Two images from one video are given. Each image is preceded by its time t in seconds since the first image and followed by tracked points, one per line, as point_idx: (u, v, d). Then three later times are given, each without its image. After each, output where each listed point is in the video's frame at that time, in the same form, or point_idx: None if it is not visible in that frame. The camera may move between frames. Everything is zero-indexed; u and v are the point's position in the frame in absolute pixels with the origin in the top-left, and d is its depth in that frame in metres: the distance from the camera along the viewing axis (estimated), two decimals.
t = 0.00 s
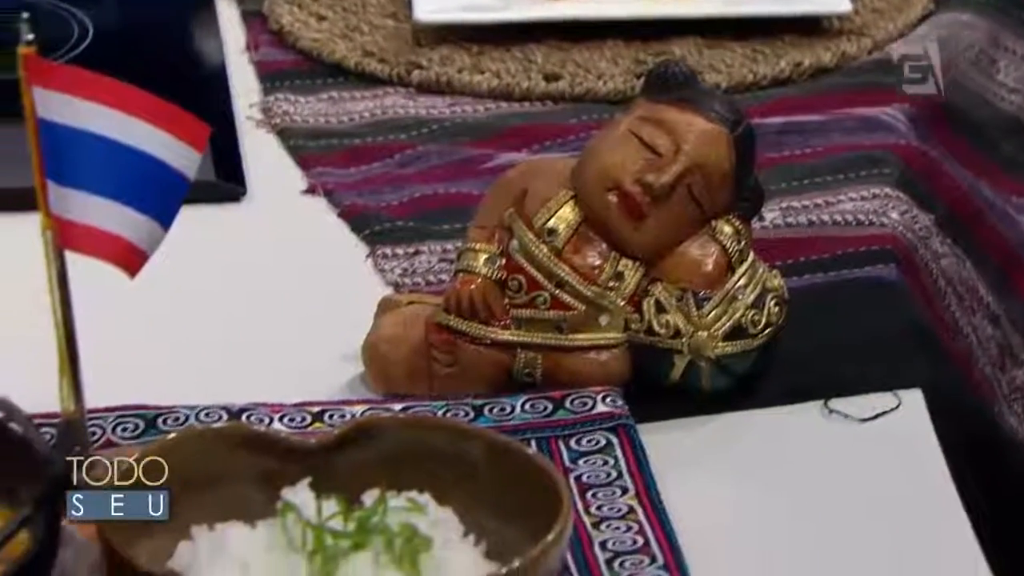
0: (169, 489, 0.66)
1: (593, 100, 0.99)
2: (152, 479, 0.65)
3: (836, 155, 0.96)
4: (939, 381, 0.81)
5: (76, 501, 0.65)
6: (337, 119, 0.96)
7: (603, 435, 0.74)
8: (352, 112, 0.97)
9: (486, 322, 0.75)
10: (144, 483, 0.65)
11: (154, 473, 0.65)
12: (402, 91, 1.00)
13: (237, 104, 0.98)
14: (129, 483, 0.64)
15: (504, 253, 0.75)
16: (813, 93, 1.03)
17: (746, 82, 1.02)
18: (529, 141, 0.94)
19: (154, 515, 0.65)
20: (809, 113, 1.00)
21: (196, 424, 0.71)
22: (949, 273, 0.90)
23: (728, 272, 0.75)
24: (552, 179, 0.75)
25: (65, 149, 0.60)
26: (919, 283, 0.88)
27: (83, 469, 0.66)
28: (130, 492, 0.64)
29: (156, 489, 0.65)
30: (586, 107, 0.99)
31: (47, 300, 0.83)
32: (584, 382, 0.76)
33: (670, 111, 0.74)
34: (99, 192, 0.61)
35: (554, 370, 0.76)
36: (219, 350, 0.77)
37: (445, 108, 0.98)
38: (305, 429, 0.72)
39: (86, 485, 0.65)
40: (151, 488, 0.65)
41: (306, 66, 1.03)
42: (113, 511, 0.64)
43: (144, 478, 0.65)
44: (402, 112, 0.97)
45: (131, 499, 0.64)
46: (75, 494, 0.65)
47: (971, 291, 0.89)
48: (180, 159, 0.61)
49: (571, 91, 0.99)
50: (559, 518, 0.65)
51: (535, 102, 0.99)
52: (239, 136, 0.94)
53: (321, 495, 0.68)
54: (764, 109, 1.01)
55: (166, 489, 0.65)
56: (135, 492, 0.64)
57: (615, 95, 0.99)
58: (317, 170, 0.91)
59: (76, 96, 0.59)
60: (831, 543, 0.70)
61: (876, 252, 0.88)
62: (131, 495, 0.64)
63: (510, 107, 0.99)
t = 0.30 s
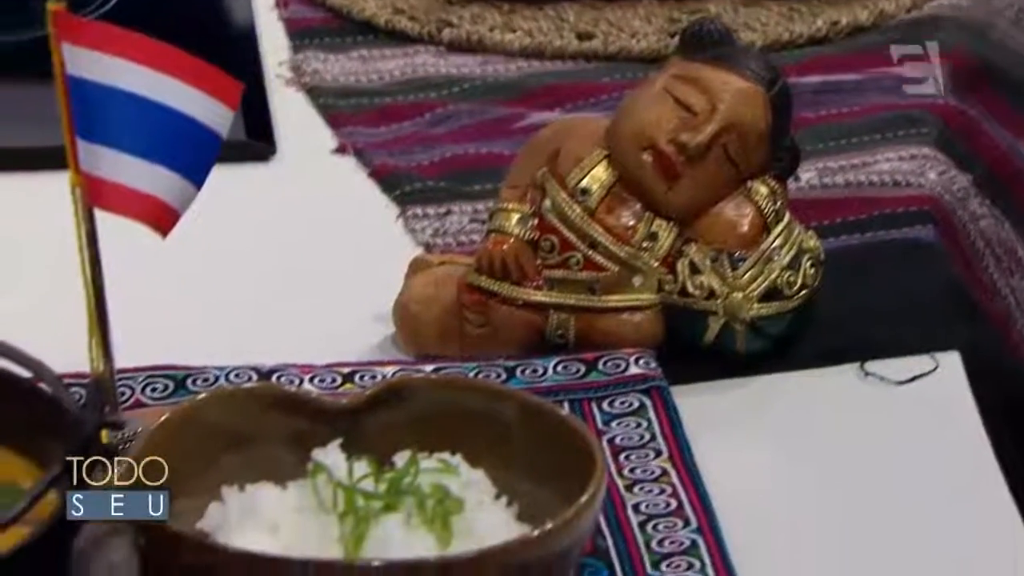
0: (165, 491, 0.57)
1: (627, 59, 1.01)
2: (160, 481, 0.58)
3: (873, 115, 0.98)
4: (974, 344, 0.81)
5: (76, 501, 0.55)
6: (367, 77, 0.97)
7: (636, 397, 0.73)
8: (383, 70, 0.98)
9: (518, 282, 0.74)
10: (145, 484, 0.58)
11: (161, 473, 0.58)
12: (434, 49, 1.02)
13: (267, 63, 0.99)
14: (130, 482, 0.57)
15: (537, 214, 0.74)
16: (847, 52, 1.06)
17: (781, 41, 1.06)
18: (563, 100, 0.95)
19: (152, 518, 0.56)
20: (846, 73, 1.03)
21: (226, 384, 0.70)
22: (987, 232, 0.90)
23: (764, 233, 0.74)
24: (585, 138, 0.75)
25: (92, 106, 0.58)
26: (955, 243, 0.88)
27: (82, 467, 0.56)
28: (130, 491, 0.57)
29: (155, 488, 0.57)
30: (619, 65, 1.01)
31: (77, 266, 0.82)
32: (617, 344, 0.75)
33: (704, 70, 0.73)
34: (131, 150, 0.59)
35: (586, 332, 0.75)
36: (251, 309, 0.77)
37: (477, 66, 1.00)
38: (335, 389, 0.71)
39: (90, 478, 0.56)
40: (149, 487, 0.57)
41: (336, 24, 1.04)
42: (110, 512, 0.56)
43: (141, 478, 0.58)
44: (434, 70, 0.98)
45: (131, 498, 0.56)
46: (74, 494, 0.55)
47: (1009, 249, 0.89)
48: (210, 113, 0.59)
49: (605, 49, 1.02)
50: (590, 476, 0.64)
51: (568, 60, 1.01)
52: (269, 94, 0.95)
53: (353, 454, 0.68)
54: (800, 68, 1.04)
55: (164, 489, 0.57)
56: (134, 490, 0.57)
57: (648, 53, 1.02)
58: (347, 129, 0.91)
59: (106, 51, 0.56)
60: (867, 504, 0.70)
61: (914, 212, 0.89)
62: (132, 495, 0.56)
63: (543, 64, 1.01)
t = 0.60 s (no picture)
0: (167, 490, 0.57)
1: (657, 24, 1.03)
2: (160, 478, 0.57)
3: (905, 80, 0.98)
4: (1007, 311, 0.82)
5: (75, 501, 0.53)
6: (395, 43, 0.98)
7: (665, 363, 0.73)
8: (411, 35, 0.99)
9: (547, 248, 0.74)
10: (144, 481, 0.57)
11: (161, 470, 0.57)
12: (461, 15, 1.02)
13: (294, 28, 1.00)
14: (132, 481, 0.56)
15: (565, 179, 0.74)
16: (878, 17, 1.07)
17: (811, 7, 1.07)
18: (591, 67, 0.96)
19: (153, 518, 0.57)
20: (876, 40, 1.03)
21: (256, 349, 0.71)
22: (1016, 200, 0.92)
23: (793, 199, 0.74)
24: (614, 102, 0.74)
25: (121, 69, 0.58)
26: (986, 211, 0.89)
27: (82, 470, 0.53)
28: (132, 491, 0.56)
29: (157, 486, 0.57)
30: (650, 31, 1.02)
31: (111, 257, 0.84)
32: (646, 310, 0.75)
33: (734, 34, 0.72)
34: (160, 113, 0.59)
35: (613, 298, 0.75)
36: (278, 274, 0.78)
37: (505, 31, 1.00)
38: (364, 355, 0.71)
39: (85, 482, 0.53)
40: (151, 486, 0.57)
41: None
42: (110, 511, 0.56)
43: (143, 477, 0.57)
44: (462, 35, 0.99)
45: (132, 498, 0.56)
46: (75, 494, 0.53)
47: None
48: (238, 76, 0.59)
49: (635, 15, 1.03)
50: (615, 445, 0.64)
51: (597, 25, 1.03)
52: (296, 58, 0.96)
53: (380, 419, 0.68)
54: (831, 33, 1.04)
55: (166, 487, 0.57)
56: (135, 490, 0.56)
57: (678, 19, 1.03)
58: (374, 95, 0.92)
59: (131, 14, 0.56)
60: (896, 471, 0.70)
61: (946, 178, 0.89)
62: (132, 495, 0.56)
63: (572, 30, 1.02)
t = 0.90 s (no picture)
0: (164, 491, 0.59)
1: None
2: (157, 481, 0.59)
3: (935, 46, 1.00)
4: None
5: (75, 501, 0.53)
6: (417, 12, 0.98)
7: (688, 333, 0.73)
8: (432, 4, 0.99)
9: (570, 219, 0.74)
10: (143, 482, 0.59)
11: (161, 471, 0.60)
12: None
13: None
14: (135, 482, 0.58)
15: (589, 149, 0.73)
16: None
17: None
18: (613, 35, 0.96)
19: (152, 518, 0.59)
20: (901, 9, 1.05)
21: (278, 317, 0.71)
22: None
23: (819, 168, 0.74)
24: (638, 71, 0.74)
25: (143, 35, 0.58)
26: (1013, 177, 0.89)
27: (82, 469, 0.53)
28: (134, 492, 0.57)
29: (156, 487, 0.59)
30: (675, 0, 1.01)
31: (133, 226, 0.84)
32: (669, 280, 0.75)
33: (758, 2, 0.72)
34: (181, 80, 0.58)
35: (637, 268, 0.75)
36: (301, 240, 0.78)
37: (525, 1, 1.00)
38: (386, 324, 0.71)
39: (86, 480, 0.53)
40: (150, 488, 0.59)
41: None
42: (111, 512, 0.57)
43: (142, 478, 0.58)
44: (483, 4, 0.99)
45: (133, 500, 0.58)
46: (76, 495, 0.53)
47: None
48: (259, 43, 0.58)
49: None
50: (638, 418, 0.63)
51: None
52: (318, 27, 0.96)
53: (402, 388, 0.68)
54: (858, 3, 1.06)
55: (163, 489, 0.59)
56: (137, 491, 0.58)
57: None
58: (396, 64, 0.92)
59: None
60: (920, 441, 0.70)
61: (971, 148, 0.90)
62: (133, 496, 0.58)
63: None
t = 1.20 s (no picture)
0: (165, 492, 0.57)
1: None
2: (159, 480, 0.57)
3: (956, 28, 1.04)
4: None
5: (75, 501, 0.50)
6: None
7: (718, 311, 0.72)
8: None
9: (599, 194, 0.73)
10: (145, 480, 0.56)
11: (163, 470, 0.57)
12: None
13: None
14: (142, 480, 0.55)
15: (618, 125, 0.73)
16: None
17: None
18: (637, 12, 0.99)
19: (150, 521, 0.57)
20: None
21: (303, 294, 0.70)
22: None
23: (851, 145, 0.73)
24: (668, 46, 0.73)
25: (169, 9, 0.57)
26: None
27: (81, 469, 0.49)
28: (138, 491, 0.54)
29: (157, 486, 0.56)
30: None
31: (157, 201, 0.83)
32: (696, 257, 0.74)
33: None
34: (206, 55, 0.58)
35: (666, 245, 0.74)
36: (325, 214, 0.77)
37: None
38: (412, 301, 0.70)
39: (87, 481, 0.49)
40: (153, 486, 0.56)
41: None
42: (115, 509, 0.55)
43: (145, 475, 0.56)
44: None
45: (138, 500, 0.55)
46: (76, 494, 0.50)
47: None
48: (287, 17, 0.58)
49: None
50: (665, 397, 0.63)
51: None
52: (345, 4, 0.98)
53: (429, 367, 0.67)
54: None
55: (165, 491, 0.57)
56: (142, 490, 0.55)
57: None
58: (423, 39, 0.94)
59: None
60: (950, 419, 0.70)
61: (1000, 125, 0.92)
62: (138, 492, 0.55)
63: None
